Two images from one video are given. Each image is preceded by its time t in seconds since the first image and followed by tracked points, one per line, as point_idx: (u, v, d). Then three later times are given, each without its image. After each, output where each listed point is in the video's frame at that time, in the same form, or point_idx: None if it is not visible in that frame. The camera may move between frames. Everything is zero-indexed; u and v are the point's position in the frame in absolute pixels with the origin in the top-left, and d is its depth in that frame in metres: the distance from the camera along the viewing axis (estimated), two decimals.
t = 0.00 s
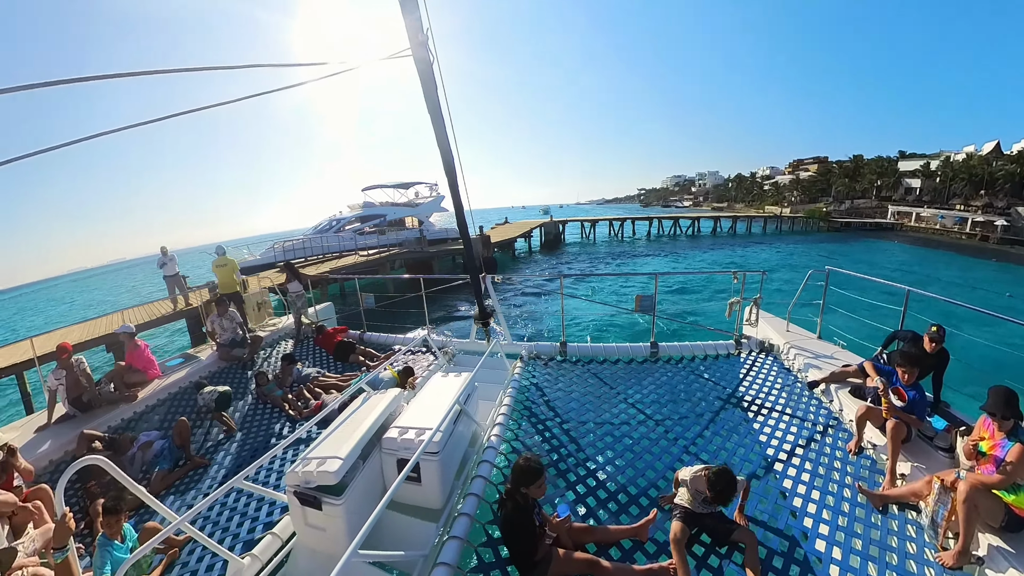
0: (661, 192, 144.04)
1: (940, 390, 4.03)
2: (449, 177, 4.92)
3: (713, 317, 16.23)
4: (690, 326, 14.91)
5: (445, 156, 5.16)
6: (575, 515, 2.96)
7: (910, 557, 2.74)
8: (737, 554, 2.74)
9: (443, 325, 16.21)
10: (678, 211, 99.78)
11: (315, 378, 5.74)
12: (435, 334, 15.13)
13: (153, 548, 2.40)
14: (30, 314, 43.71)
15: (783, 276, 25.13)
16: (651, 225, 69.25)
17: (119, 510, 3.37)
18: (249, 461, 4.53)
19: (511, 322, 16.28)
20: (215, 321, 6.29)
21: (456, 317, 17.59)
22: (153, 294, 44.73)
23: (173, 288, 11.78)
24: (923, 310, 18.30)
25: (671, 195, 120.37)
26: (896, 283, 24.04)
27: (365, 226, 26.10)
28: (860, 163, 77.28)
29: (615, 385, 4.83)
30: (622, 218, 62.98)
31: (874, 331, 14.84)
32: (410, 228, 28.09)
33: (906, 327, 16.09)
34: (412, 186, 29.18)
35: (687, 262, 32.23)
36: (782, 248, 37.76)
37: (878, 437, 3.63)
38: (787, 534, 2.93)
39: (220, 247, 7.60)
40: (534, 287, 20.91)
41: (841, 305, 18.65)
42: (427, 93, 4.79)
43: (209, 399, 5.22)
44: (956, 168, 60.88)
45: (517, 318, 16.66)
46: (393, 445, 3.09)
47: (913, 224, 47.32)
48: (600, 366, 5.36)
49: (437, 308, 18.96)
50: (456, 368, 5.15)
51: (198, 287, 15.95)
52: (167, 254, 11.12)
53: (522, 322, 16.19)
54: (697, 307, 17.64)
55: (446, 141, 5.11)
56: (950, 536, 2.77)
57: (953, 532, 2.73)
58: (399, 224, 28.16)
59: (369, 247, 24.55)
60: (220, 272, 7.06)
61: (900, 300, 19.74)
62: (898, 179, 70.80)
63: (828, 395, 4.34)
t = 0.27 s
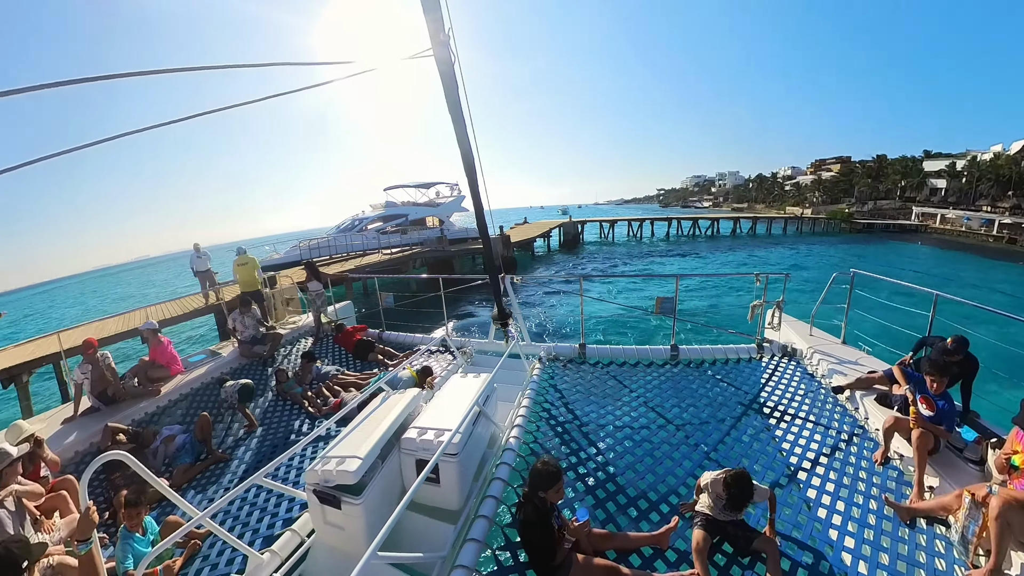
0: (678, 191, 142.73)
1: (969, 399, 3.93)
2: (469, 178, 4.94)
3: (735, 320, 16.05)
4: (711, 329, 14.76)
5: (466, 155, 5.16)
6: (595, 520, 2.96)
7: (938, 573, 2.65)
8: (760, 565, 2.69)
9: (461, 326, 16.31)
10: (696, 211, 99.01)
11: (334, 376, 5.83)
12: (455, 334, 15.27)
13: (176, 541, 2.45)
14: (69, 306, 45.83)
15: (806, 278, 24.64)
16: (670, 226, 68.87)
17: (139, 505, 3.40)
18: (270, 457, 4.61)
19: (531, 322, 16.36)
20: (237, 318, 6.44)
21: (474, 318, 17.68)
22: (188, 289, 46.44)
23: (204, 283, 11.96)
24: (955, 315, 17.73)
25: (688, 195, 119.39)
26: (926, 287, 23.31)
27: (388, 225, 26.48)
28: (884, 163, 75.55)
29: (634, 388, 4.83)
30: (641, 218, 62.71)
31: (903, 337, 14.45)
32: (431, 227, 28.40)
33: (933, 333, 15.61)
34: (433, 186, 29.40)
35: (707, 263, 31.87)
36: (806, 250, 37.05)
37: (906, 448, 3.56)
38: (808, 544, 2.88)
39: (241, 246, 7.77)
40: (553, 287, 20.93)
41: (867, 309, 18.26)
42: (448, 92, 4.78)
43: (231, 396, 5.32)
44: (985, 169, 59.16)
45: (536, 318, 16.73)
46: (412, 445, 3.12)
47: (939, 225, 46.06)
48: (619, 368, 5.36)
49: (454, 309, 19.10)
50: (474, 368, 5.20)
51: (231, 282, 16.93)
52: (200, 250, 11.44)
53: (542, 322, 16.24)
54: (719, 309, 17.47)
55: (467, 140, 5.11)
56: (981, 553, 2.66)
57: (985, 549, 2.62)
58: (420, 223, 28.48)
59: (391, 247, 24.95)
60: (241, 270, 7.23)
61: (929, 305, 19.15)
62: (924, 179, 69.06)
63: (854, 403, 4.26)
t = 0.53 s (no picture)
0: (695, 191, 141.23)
1: (999, 407, 3.87)
2: (491, 178, 4.98)
3: (757, 322, 15.87)
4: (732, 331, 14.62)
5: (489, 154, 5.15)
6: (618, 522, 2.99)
7: None
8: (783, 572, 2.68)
9: (480, 326, 16.50)
10: (715, 212, 98.01)
11: (356, 373, 5.96)
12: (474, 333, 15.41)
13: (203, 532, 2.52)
14: (101, 300, 47.52)
15: (830, 281, 24.14)
16: (689, 226, 68.32)
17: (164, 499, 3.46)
18: (293, 453, 4.71)
19: (551, 322, 16.42)
20: (260, 315, 6.62)
21: (493, 317, 17.78)
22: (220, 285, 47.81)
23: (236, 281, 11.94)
24: (988, 321, 17.16)
25: (706, 195, 118.14)
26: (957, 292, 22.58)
27: (410, 225, 26.75)
28: (910, 163, 73.73)
29: (654, 389, 4.85)
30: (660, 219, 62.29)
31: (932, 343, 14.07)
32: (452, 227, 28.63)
33: (960, 339, 15.20)
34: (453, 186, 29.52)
35: (728, 264, 31.48)
36: (830, 252, 36.31)
37: (933, 456, 3.51)
38: (832, 552, 2.87)
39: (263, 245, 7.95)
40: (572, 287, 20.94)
41: (893, 313, 17.87)
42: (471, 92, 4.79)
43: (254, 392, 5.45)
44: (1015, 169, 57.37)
45: (556, 318, 16.78)
46: (435, 443, 3.18)
47: (967, 227, 44.80)
48: (640, 369, 5.38)
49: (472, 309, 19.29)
50: (495, 368, 5.29)
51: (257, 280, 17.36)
52: (234, 248, 11.79)
53: (562, 322, 16.29)
54: (742, 311, 17.29)
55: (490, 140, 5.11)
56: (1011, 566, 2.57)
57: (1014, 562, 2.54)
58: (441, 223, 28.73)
59: (415, 246, 25.29)
60: (264, 268, 7.40)
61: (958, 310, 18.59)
62: (950, 179, 67.24)
63: (880, 409, 4.22)
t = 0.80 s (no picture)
0: (707, 190, 140.06)
1: (1018, 410, 3.84)
2: (510, 179, 5.06)
3: (774, 323, 15.77)
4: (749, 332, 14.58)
5: (508, 155, 5.22)
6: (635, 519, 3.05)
7: None
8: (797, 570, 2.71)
9: (494, 325, 16.63)
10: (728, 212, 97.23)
11: (373, 371, 6.09)
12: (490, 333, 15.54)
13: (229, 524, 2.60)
14: (125, 295, 48.71)
15: (847, 282, 23.83)
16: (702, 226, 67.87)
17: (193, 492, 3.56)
18: (314, 448, 4.82)
19: (566, 321, 16.50)
20: (280, 312, 6.79)
21: (508, 317, 17.88)
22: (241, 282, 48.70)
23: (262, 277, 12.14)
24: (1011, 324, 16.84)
25: (719, 195, 117.16)
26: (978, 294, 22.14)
27: (427, 225, 26.96)
28: (928, 162, 72.42)
29: (669, 389, 4.89)
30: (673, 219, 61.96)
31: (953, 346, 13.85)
32: (468, 227, 28.80)
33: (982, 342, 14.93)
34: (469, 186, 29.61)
35: (742, 264, 31.26)
36: (847, 253, 35.85)
37: (949, 458, 3.52)
38: (846, 552, 2.90)
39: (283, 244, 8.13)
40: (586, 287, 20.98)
41: (912, 315, 17.65)
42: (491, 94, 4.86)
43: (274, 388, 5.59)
44: None
45: (571, 318, 16.86)
46: (456, 439, 3.26)
47: (987, 228, 43.94)
48: (655, 369, 5.43)
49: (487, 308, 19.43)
50: (511, 367, 5.37)
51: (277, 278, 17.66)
52: (262, 245, 12.02)
53: (577, 322, 16.36)
54: (758, 312, 17.19)
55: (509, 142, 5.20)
56: None
57: None
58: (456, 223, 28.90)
59: (432, 246, 25.55)
60: (285, 266, 7.57)
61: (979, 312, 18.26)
62: (969, 179, 65.93)
63: (897, 411, 4.21)
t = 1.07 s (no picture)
0: (700, 191, 141.06)
1: (1000, 400, 3.92)
2: (505, 178, 5.09)
3: (766, 320, 15.91)
4: (742, 329, 14.68)
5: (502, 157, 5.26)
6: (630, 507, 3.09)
7: (961, 568, 2.68)
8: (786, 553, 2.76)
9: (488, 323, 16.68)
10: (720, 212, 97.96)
11: (368, 370, 6.11)
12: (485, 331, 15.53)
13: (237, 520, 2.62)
14: (115, 297, 48.20)
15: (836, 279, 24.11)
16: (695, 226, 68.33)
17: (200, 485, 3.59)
18: (312, 446, 4.83)
19: (560, 319, 16.55)
20: (276, 312, 6.81)
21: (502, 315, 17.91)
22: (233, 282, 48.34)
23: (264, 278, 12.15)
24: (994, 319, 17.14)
25: (711, 196, 118.04)
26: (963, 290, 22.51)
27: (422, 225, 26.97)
28: (916, 163, 73.41)
29: (663, 383, 4.94)
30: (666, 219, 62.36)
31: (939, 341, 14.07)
32: (462, 227, 28.84)
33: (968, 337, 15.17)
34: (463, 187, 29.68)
35: (734, 263, 31.53)
36: (837, 251, 36.27)
37: (933, 447, 3.58)
38: (836, 539, 2.95)
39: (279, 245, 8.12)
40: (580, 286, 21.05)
41: (900, 311, 17.89)
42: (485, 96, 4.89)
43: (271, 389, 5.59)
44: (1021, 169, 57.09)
45: (565, 316, 16.91)
46: (455, 433, 3.28)
47: (972, 227, 44.65)
48: (648, 364, 5.48)
49: (481, 306, 19.49)
50: (507, 363, 5.40)
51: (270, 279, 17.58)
52: (263, 245, 12.00)
53: (571, 320, 16.41)
54: (750, 309, 17.34)
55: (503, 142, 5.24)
56: (1005, 550, 2.65)
57: (1008, 546, 2.62)
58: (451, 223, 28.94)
59: (427, 246, 25.53)
60: (281, 266, 7.56)
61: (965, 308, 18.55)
62: (955, 179, 66.93)
63: (882, 402, 4.28)
